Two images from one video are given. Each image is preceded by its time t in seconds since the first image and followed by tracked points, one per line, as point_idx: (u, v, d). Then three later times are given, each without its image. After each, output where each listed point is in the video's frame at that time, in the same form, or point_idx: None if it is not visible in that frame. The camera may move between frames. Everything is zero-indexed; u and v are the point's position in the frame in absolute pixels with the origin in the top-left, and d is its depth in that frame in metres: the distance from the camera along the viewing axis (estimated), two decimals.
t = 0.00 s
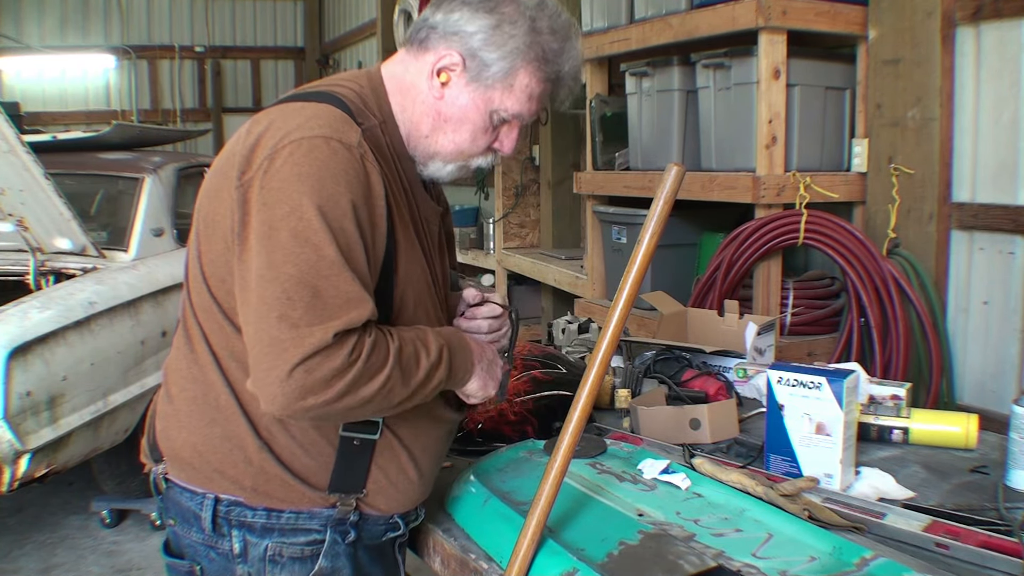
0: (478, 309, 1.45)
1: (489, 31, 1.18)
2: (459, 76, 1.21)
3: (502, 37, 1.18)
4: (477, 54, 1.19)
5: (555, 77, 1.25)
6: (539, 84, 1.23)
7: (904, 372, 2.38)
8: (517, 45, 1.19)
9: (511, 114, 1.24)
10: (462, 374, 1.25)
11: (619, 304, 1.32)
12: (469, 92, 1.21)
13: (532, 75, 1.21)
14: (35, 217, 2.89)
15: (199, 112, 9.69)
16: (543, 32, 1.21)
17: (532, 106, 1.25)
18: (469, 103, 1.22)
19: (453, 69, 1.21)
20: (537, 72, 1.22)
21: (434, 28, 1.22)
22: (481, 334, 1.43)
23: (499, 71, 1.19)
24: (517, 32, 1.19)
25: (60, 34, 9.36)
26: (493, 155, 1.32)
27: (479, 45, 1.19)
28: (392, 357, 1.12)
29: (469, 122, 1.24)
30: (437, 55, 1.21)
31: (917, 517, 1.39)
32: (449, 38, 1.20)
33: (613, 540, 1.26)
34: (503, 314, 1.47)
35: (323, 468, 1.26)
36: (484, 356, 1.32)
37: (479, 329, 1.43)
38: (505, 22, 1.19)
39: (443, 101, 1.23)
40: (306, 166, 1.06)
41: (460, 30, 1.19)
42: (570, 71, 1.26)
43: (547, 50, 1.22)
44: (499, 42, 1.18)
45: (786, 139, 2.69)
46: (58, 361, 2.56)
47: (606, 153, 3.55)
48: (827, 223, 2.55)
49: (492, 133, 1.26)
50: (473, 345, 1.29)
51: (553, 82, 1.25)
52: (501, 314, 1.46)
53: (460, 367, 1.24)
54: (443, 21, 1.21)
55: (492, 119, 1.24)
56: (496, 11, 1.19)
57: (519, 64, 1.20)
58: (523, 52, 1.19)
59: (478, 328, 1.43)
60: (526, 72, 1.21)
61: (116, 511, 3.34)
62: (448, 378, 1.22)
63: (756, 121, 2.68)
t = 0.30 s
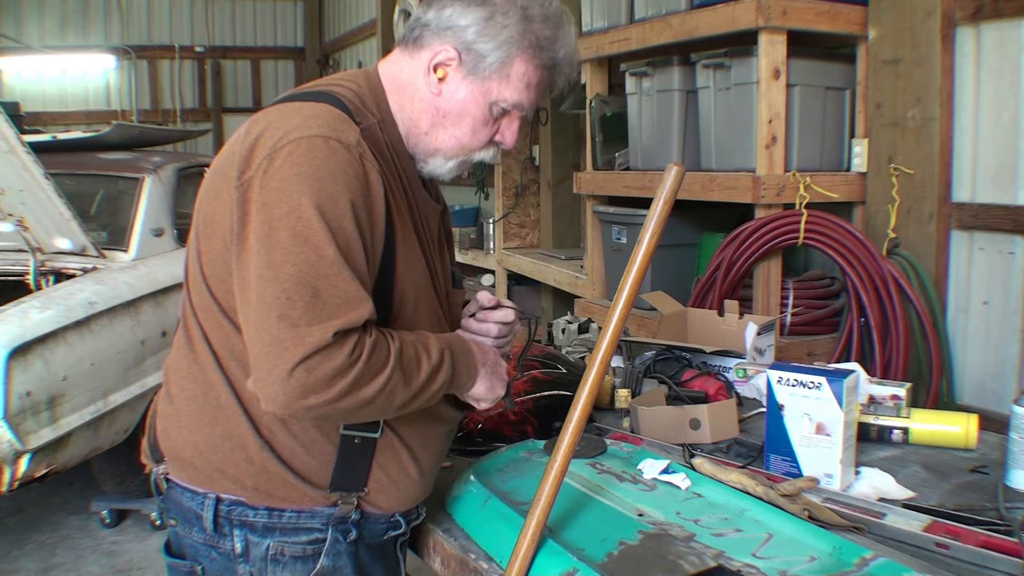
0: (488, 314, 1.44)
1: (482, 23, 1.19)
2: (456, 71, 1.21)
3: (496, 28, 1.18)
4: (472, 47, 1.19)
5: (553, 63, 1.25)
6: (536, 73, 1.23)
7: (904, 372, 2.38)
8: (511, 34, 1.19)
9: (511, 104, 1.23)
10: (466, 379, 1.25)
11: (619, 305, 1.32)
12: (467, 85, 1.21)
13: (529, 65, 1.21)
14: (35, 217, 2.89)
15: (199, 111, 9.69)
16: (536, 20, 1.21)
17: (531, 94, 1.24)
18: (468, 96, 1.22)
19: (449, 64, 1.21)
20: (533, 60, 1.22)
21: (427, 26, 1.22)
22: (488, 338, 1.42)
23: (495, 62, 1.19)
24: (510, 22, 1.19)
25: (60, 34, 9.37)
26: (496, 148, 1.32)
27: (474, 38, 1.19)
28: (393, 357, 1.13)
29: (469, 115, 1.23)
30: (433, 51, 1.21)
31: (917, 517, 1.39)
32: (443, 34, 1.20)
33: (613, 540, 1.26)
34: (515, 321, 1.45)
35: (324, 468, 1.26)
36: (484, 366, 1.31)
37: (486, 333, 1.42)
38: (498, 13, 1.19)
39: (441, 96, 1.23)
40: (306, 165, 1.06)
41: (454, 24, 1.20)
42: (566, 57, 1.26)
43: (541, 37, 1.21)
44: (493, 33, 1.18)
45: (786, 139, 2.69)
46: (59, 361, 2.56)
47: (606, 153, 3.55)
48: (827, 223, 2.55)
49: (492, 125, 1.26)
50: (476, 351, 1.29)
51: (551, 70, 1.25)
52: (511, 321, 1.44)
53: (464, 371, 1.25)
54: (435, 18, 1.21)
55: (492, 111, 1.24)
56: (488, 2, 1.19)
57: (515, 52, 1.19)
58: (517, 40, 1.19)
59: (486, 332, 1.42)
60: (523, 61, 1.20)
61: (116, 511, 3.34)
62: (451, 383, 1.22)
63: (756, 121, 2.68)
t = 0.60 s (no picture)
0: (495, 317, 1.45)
1: (466, 6, 1.18)
2: (445, 57, 1.20)
3: (480, 9, 1.17)
4: (458, 29, 1.18)
5: (546, 43, 1.22)
6: (527, 55, 1.20)
7: (904, 372, 2.38)
8: (495, 13, 1.17)
9: (504, 87, 1.20)
10: (470, 381, 1.26)
11: (620, 304, 1.32)
12: (457, 70, 1.20)
13: (519, 45, 1.19)
14: (35, 217, 2.88)
15: (199, 111, 9.69)
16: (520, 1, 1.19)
17: (525, 76, 1.21)
18: (459, 82, 1.21)
19: (438, 52, 1.20)
20: (521, 39, 1.19)
21: (415, 18, 1.23)
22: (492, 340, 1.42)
23: (481, 42, 1.18)
24: (495, 2, 1.17)
25: (60, 33, 9.37)
26: (495, 138, 1.28)
27: (459, 20, 1.18)
28: (395, 357, 1.12)
29: (461, 101, 1.22)
30: (422, 40, 1.21)
31: (917, 517, 1.39)
32: (430, 22, 1.20)
33: (613, 540, 1.26)
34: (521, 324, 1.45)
35: (323, 467, 1.26)
36: (487, 369, 1.30)
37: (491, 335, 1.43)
38: None
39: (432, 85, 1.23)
40: (306, 164, 1.06)
41: (439, 11, 1.20)
42: (557, 37, 1.24)
43: (527, 17, 1.19)
44: (477, 14, 1.17)
45: (786, 139, 2.69)
46: (58, 361, 2.56)
47: (606, 153, 3.55)
48: (827, 223, 2.55)
49: (488, 112, 1.23)
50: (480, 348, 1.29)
51: (544, 51, 1.23)
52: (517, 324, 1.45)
53: (467, 374, 1.25)
54: (423, 9, 1.22)
55: (486, 96, 1.21)
56: None
57: (501, 31, 1.18)
58: (502, 19, 1.18)
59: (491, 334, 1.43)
60: (509, 40, 1.18)
61: (116, 511, 3.34)
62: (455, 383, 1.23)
63: (756, 121, 2.68)
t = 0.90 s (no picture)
0: (495, 322, 1.46)
1: None
2: (436, 50, 1.21)
3: None
4: (447, 20, 1.19)
5: (538, 32, 1.21)
6: (518, 44, 1.20)
7: (904, 372, 2.38)
8: (484, 2, 1.18)
9: (494, 77, 1.20)
10: (467, 379, 1.25)
11: (619, 305, 1.32)
12: (447, 61, 1.20)
13: (508, 35, 1.19)
14: (35, 217, 2.88)
15: (199, 111, 9.69)
16: None
17: (517, 66, 1.20)
18: (450, 74, 1.21)
19: (430, 44, 1.21)
20: (511, 27, 1.19)
21: (409, 14, 1.24)
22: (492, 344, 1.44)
23: (470, 31, 1.18)
24: None
25: (60, 33, 9.37)
26: (489, 132, 1.27)
27: (448, 11, 1.19)
28: (390, 356, 1.12)
29: (452, 93, 1.22)
30: (414, 34, 1.22)
31: (917, 517, 1.39)
32: (422, 16, 1.22)
33: (613, 540, 1.26)
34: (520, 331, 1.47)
35: (321, 468, 1.26)
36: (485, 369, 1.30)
37: (491, 340, 1.44)
38: None
39: (424, 78, 1.23)
40: (300, 165, 1.07)
41: (430, 5, 1.21)
42: (549, 26, 1.23)
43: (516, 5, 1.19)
44: (466, 3, 1.18)
45: (786, 139, 2.69)
46: (58, 361, 2.56)
47: (606, 153, 3.55)
48: (826, 223, 2.55)
49: (480, 104, 1.22)
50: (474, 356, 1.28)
51: (537, 41, 1.22)
52: (516, 331, 1.46)
53: (463, 373, 1.25)
54: (416, 4, 1.23)
55: (478, 87, 1.21)
56: None
57: (490, 20, 1.18)
58: (491, 8, 1.18)
59: (491, 338, 1.44)
60: (498, 28, 1.18)
61: (116, 511, 3.34)
62: (450, 383, 1.22)
63: (756, 121, 2.68)
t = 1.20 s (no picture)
0: (494, 323, 1.44)
1: None
2: (435, 46, 1.21)
3: None
4: (445, 16, 1.19)
5: (536, 25, 1.21)
6: (516, 37, 1.20)
7: (904, 372, 2.38)
8: None
9: (494, 71, 1.20)
10: (451, 392, 1.24)
11: (619, 305, 1.32)
12: (446, 56, 1.21)
13: (505, 28, 1.19)
14: (35, 217, 2.88)
15: (199, 111, 9.69)
16: None
17: (516, 60, 1.20)
18: (449, 69, 1.21)
19: (428, 41, 1.21)
20: (509, 20, 1.19)
21: (408, 13, 1.24)
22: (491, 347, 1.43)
23: (468, 25, 1.18)
24: None
25: (60, 33, 9.37)
26: (489, 127, 1.27)
27: (446, 6, 1.19)
28: (376, 367, 1.12)
29: (451, 88, 1.22)
30: (413, 30, 1.22)
31: (917, 517, 1.39)
32: (420, 13, 1.22)
33: (613, 540, 1.26)
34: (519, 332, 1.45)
35: (319, 469, 1.26)
36: (480, 373, 1.29)
37: (490, 343, 1.43)
38: None
39: (423, 74, 1.23)
40: (294, 168, 1.07)
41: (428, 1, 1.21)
42: (548, 19, 1.23)
43: None
44: None
45: (786, 139, 2.69)
46: (58, 361, 2.56)
47: (606, 153, 3.55)
48: (826, 223, 2.55)
49: (480, 99, 1.23)
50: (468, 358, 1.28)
51: (535, 34, 1.22)
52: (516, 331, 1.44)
53: (449, 384, 1.23)
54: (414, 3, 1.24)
55: (477, 81, 1.21)
56: None
57: (488, 14, 1.18)
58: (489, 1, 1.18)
59: (490, 340, 1.43)
60: (496, 21, 1.19)
61: (116, 511, 3.34)
62: (437, 396, 1.22)
63: (756, 121, 2.68)
